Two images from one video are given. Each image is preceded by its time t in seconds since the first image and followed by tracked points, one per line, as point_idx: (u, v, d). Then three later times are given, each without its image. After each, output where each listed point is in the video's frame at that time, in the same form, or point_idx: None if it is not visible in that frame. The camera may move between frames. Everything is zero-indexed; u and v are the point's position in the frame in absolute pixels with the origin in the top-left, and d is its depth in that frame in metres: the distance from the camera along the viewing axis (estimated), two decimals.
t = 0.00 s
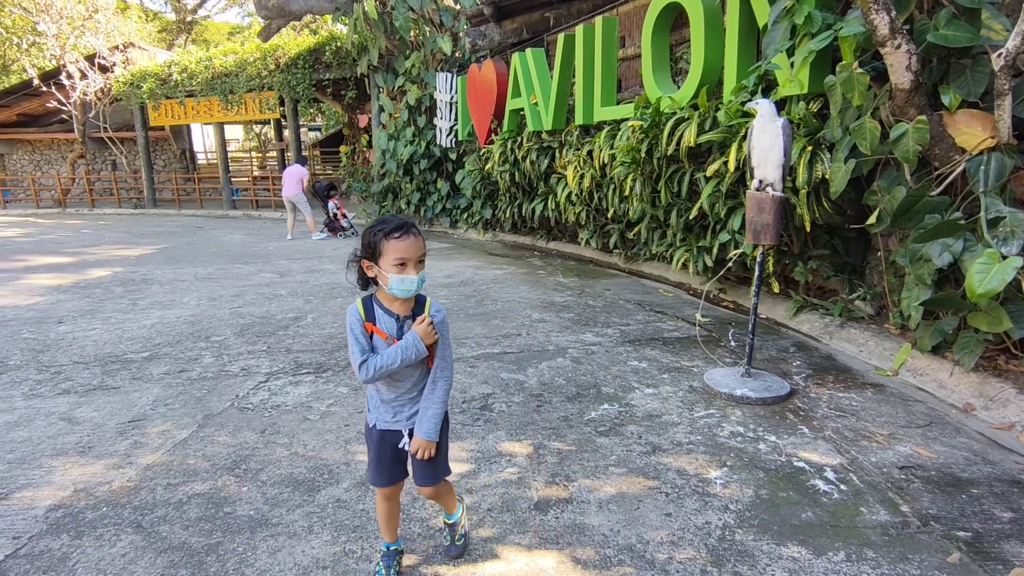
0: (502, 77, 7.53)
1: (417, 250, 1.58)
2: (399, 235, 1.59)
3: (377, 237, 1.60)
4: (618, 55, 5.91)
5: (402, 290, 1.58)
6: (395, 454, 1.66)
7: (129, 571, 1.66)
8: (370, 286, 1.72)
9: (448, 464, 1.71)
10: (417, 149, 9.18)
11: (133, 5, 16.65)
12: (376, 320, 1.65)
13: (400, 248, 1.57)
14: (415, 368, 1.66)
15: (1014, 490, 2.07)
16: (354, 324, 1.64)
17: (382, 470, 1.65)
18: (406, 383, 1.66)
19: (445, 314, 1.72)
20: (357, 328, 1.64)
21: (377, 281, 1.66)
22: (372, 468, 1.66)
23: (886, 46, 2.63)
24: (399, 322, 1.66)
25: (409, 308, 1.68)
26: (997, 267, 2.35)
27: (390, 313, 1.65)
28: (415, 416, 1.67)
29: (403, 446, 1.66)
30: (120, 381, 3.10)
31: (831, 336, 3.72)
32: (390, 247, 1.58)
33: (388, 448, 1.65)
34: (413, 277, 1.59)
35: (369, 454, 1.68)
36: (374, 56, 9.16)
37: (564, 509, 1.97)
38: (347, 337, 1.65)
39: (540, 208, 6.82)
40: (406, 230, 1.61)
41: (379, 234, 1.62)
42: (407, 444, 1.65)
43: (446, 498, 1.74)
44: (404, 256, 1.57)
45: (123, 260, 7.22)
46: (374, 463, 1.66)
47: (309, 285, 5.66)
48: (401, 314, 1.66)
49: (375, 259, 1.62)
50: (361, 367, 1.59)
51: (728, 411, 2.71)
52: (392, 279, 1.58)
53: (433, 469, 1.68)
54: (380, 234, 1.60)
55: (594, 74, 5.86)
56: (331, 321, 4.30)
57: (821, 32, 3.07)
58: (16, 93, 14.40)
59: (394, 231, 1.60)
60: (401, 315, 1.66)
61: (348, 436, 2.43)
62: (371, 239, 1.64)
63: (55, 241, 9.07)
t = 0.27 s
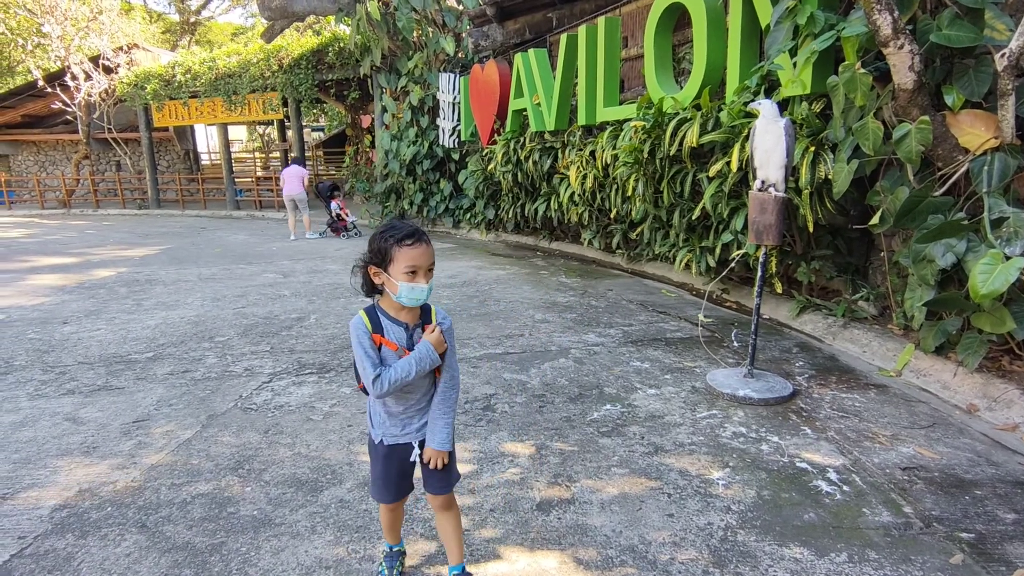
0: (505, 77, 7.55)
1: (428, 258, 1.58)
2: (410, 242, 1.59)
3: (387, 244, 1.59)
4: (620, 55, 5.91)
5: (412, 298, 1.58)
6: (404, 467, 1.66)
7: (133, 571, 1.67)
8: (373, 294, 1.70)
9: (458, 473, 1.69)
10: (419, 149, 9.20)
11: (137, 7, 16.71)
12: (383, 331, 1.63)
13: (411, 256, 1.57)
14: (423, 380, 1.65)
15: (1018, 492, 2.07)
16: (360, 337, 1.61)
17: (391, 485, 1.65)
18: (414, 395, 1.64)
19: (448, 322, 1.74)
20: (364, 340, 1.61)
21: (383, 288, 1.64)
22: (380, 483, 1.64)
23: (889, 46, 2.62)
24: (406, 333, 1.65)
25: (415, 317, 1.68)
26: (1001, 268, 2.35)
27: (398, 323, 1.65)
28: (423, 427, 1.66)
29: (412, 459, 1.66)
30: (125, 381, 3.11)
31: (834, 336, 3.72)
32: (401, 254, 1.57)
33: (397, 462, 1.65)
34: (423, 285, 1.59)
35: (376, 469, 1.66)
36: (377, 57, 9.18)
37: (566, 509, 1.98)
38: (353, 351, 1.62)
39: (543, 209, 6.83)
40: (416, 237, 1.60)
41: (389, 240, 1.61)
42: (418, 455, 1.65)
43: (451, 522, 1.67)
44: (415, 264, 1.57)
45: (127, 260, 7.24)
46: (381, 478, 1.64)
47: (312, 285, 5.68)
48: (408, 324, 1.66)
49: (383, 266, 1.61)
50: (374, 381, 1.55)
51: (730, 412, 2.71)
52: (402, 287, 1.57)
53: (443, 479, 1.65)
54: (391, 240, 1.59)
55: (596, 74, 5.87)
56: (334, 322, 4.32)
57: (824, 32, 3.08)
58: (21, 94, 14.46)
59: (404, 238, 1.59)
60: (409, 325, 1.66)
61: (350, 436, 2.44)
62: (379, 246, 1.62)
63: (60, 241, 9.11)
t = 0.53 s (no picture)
0: (507, 78, 7.55)
1: (465, 260, 1.50)
2: (444, 244, 1.51)
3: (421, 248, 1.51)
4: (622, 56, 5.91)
5: (450, 302, 1.49)
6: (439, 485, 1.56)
7: (137, 571, 1.68)
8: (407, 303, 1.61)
9: (491, 488, 1.62)
10: (421, 150, 9.20)
11: (139, 7, 16.74)
12: (421, 337, 1.53)
13: (449, 259, 1.49)
14: (460, 389, 1.56)
15: (1021, 492, 2.07)
16: (399, 344, 1.49)
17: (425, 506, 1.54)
18: (452, 407, 1.55)
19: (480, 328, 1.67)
20: (402, 348, 1.50)
21: (420, 295, 1.55)
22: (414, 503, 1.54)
23: (891, 47, 2.62)
24: (444, 340, 1.56)
25: (450, 324, 1.59)
26: (1003, 269, 2.35)
27: (435, 329, 1.55)
28: (460, 441, 1.56)
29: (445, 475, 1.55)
30: (128, 381, 3.12)
31: (836, 337, 3.72)
32: (436, 256, 1.49)
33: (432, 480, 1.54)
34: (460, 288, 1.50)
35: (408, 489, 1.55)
36: (379, 57, 9.19)
37: (569, 510, 1.98)
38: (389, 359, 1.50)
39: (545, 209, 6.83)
40: (451, 239, 1.52)
41: (424, 243, 1.52)
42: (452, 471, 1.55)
43: (471, 539, 1.62)
44: (452, 267, 1.49)
45: (129, 261, 7.27)
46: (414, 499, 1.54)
47: (314, 285, 5.69)
48: (445, 331, 1.57)
49: (418, 272, 1.52)
50: (417, 390, 1.44)
51: (732, 412, 2.71)
52: (440, 291, 1.48)
53: (477, 495, 1.58)
54: (425, 244, 1.51)
55: (598, 74, 5.87)
56: (336, 322, 4.33)
57: (826, 33, 3.07)
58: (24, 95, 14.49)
59: (440, 241, 1.51)
60: (445, 331, 1.57)
61: (353, 436, 2.44)
62: (415, 249, 1.54)
63: (63, 242, 9.13)
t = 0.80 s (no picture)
0: (509, 78, 7.55)
1: (494, 265, 1.46)
2: (472, 248, 1.46)
3: (448, 253, 1.46)
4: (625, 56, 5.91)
5: (481, 308, 1.44)
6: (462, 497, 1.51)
7: (143, 570, 1.68)
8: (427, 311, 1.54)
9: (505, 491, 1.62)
10: (424, 150, 9.21)
11: (142, 8, 16.77)
12: (448, 347, 1.46)
13: (480, 263, 1.44)
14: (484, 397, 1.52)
15: None
16: (427, 355, 1.40)
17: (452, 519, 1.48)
18: (478, 416, 1.50)
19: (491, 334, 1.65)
20: (433, 358, 1.41)
21: (444, 302, 1.49)
22: (441, 520, 1.46)
23: (895, 47, 2.62)
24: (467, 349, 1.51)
25: (470, 331, 1.54)
26: (1007, 270, 2.34)
27: (458, 337, 1.50)
28: (483, 450, 1.53)
29: (468, 484, 1.50)
30: (132, 381, 3.13)
31: (839, 337, 3.71)
32: (465, 261, 1.44)
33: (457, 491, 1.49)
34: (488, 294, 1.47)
35: (432, 506, 1.47)
36: (382, 57, 9.21)
37: (572, 510, 1.98)
38: (417, 372, 1.40)
39: (547, 209, 6.84)
40: (477, 244, 1.48)
41: (451, 248, 1.46)
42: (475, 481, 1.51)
43: (479, 543, 1.62)
44: (483, 271, 1.44)
45: (132, 261, 7.28)
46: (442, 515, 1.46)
47: (317, 286, 5.70)
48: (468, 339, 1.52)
49: (444, 278, 1.46)
50: (454, 404, 1.37)
51: (735, 413, 2.71)
52: (470, 297, 1.43)
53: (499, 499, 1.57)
54: (453, 248, 1.45)
55: (601, 75, 5.87)
56: (339, 322, 4.33)
57: (830, 33, 3.06)
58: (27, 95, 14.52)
59: (468, 246, 1.46)
60: (467, 339, 1.51)
61: (357, 436, 2.45)
62: (439, 255, 1.48)
63: (66, 242, 9.16)
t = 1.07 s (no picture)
0: (511, 77, 7.55)
1: (508, 274, 1.44)
2: (485, 256, 1.45)
3: (461, 262, 1.44)
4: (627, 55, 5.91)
5: (494, 319, 1.42)
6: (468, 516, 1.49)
7: (147, 568, 1.69)
8: (437, 323, 1.51)
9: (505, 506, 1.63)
10: (426, 149, 9.21)
11: (144, 7, 16.79)
12: (458, 361, 1.43)
13: (493, 273, 1.42)
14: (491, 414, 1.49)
15: None
16: (434, 370, 1.38)
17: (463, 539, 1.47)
18: (485, 435, 1.48)
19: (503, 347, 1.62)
20: (442, 374, 1.38)
21: (455, 314, 1.47)
22: (452, 542, 1.45)
23: (898, 47, 2.62)
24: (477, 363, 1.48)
25: (481, 345, 1.52)
26: (1010, 270, 2.34)
27: (469, 351, 1.47)
28: (488, 468, 1.51)
29: (471, 504, 1.49)
30: (135, 380, 3.14)
31: (841, 337, 3.71)
32: (479, 270, 1.42)
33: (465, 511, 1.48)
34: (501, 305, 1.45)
35: (438, 527, 1.45)
36: (384, 57, 9.21)
37: (574, 510, 1.99)
38: (423, 387, 1.37)
39: (549, 209, 6.84)
40: (489, 252, 1.46)
41: (463, 256, 1.44)
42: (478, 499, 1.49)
43: (481, 558, 1.62)
44: (496, 281, 1.42)
45: (135, 260, 7.29)
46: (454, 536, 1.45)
47: (319, 285, 5.71)
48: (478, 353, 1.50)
49: (457, 288, 1.44)
50: (459, 422, 1.34)
51: (738, 413, 2.71)
52: (484, 308, 1.41)
53: (501, 515, 1.57)
54: (466, 257, 1.43)
55: (603, 74, 5.87)
56: (342, 321, 4.34)
57: (833, 33, 3.06)
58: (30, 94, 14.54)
59: (481, 254, 1.45)
60: (478, 353, 1.48)
61: (359, 436, 2.45)
62: (450, 264, 1.45)
63: (69, 241, 9.18)
